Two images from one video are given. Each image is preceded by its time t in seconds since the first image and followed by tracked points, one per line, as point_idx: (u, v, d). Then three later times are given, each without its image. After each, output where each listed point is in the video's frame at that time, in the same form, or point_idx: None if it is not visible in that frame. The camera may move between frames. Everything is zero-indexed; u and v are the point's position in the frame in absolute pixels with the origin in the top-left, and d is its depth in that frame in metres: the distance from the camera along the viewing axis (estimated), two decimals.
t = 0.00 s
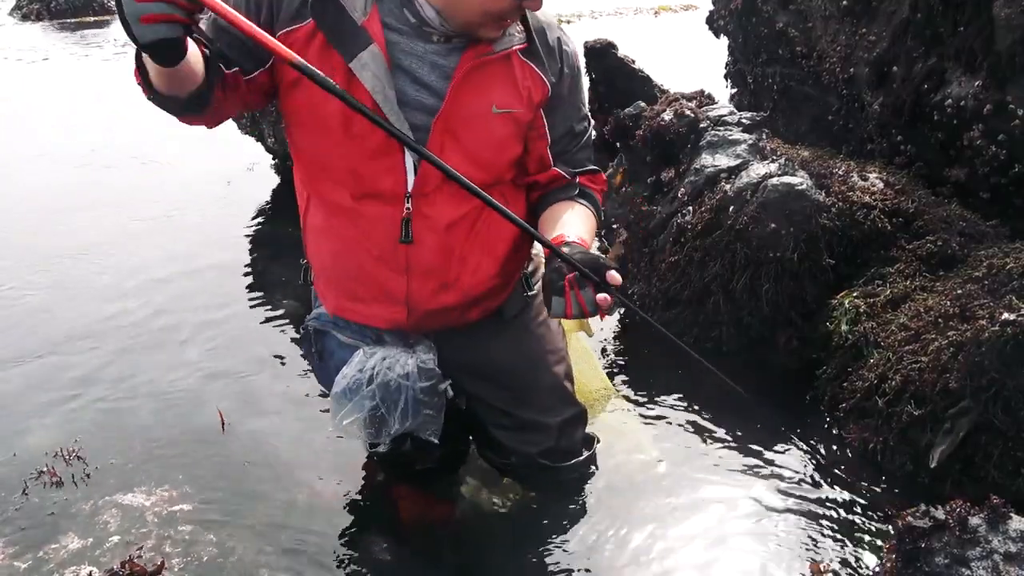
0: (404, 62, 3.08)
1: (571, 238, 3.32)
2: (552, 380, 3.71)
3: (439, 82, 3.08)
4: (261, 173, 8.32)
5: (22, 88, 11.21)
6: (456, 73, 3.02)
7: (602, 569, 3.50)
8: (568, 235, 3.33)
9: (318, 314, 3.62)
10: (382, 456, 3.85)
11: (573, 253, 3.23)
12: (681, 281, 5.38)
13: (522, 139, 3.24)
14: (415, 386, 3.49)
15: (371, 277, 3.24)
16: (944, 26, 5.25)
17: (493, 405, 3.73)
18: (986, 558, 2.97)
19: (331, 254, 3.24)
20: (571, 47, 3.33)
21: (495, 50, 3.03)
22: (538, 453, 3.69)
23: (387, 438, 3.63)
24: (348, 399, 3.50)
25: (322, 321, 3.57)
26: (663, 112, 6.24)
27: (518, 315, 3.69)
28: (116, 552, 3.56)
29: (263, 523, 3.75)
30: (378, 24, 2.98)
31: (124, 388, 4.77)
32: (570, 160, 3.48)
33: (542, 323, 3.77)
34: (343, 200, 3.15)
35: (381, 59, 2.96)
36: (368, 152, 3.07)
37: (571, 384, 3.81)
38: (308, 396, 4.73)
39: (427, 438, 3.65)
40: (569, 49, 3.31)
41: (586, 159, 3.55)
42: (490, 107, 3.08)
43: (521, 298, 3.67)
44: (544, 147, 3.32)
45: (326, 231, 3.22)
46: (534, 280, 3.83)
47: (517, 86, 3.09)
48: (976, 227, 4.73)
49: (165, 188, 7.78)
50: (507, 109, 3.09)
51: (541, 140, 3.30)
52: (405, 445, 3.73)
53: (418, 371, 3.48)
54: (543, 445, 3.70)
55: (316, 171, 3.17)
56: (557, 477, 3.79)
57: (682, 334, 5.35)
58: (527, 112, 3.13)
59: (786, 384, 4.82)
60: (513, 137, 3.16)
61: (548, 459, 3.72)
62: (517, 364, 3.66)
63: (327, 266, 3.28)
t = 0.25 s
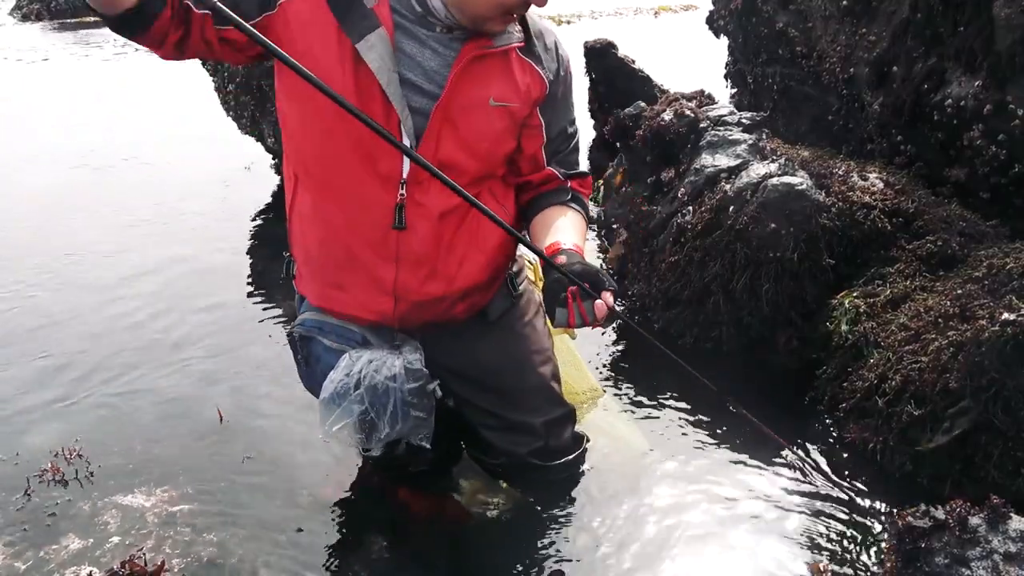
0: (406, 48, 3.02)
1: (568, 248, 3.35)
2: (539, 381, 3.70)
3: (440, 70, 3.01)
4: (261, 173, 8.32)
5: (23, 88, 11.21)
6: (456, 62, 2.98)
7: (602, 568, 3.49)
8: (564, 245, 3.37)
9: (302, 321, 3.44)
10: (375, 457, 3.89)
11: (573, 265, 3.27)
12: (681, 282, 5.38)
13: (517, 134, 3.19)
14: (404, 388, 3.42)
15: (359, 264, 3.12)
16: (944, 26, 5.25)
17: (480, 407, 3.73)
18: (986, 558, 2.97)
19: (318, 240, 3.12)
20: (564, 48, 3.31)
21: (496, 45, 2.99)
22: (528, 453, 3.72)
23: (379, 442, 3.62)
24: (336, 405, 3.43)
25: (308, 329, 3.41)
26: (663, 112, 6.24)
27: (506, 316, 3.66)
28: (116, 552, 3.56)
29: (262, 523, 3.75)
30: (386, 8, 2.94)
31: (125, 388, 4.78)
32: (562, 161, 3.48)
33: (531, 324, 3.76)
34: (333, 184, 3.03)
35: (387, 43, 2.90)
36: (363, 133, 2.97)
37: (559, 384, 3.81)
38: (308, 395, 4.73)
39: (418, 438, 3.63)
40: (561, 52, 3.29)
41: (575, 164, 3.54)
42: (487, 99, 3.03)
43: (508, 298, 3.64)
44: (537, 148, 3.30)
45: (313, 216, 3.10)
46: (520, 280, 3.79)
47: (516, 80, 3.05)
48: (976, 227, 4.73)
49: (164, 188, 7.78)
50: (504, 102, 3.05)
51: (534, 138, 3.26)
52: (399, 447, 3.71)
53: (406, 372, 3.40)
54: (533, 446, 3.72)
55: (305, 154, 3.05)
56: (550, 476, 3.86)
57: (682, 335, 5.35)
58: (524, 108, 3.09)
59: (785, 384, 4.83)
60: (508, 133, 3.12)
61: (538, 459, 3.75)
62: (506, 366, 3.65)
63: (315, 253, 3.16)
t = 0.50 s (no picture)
0: (406, 42, 2.95)
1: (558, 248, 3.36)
2: (534, 378, 3.73)
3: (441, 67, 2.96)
4: (260, 173, 8.32)
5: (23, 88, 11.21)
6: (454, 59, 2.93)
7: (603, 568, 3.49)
8: (555, 244, 3.37)
9: (295, 323, 3.33)
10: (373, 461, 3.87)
11: (563, 266, 3.29)
12: (681, 282, 5.38)
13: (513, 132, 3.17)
14: (399, 386, 3.35)
15: (356, 261, 3.06)
16: (944, 26, 5.25)
17: (477, 405, 3.77)
18: (986, 558, 2.96)
19: (314, 234, 3.05)
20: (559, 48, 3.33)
21: (494, 44, 2.96)
22: (522, 451, 3.75)
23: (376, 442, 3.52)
24: (331, 406, 3.34)
25: (301, 330, 3.31)
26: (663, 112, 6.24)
27: (499, 313, 3.65)
28: (116, 552, 3.56)
29: (262, 524, 3.75)
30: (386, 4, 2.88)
31: (125, 389, 4.77)
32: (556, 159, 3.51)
33: (524, 322, 3.76)
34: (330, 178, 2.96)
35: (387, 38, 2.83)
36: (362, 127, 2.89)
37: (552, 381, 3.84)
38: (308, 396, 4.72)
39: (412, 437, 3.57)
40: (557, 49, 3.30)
41: (567, 161, 3.56)
42: (485, 98, 3.00)
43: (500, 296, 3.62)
44: (532, 148, 3.30)
45: (309, 211, 3.03)
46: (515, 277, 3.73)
47: (514, 78, 3.03)
48: (976, 227, 4.73)
49: (164, 189, 7.77)
50: (502, 101, 3.03)
51: (529, 138, 3.26)
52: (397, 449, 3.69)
53: (401, 371, 3.34)
54: (528, 442, 3.76)
55: (302, 146, 2.97)
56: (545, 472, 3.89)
57: (682, 336, 5.35)
58: (520, 107, 3.08)
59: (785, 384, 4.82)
60: (505, 132, 3.10)
61: (533, 455, 3.78)
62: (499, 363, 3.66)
63: (310, 249, 3.09)
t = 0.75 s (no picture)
0: (406, 42, 2.91)
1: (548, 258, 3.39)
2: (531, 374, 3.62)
3: (442, 66, 2.92)
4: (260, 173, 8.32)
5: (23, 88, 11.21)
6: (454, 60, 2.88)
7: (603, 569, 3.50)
8: (545, 253, 3.40)
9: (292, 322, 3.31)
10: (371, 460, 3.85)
11: (548, 282, 3.32)
12: (681, 282, 5.38)
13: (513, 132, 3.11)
14: (396, 386, 3.34)
15: (353, 260, 3.02)
16: (944, 26, 5.24)
17: (474, 404, 3.58)
18: (986, 558, 2.96)
19: (311, 233, 3.02)
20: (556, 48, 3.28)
21: (494, 45, 2.90)
22: (518, 448, 3.63)
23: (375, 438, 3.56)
24: (329, 403, 3.35)
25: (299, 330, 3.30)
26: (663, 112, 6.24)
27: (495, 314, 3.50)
28: (116, 552, 3.56)
29: (262, 524, 3.75)
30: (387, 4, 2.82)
31: (125, 389, 4.78)
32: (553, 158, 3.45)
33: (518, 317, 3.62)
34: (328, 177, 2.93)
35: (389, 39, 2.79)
36: (361, 125, 2.85)
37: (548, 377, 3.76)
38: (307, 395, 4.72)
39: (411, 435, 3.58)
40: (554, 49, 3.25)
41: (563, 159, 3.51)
42: (484, 99, 2.94)
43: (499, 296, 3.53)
44: (531, 147, 3.24)
45: (308, 210, 3.00)
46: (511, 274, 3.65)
47: (514, 79, 2.98)
48: (976, 227, 4.74)
49: (164, 189, 7.77)
50: (502, 101, 2.97)
51: (527, 138, 3.20)
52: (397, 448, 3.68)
53: (398, 370, 3.32)
54: (524, 439, 3.65)
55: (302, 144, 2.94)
56: (545, 473, 3.81)
57: (682, 336, 5.34)
58: (519, 108, 3.01)
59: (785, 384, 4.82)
60: (503, 133, 3.04)
61: (527, 453, 3.68)
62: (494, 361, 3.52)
63: (309, 248, 3.06)
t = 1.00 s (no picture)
0: (410, 47, 2.89)
1: (562, 297, 3.43)
2: (528, 375, 3.61)
3: (445, 71, 2.91)
4: (261, 173, 8.32)
5: (23, 88, 11.21)
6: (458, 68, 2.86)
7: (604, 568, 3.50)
8: (558, 292, 3.43)
9: (294, 322, 3.32)
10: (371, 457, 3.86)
11: (566, 325, 3.41)
12: (681, 282, 5.38)
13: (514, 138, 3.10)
14: (395, 386, 3.34)
15: (353, 263, 3.03)
16: (944, 25, 5.24)
17: (474, 404, 3.57)
18: (986, 558, 2.96)
19: (312, 235, 3.01)
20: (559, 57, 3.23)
21: (497, 51, 2.89)
22: (515, 448, 3.65)
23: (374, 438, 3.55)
24: (329, 404, 3.36)
25: (300, 330, 3.30)
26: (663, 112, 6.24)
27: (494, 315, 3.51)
28: (116, 552, 3.56)
29: (262, 524, 3.76)
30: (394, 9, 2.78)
31: (125, 389, 4.78)
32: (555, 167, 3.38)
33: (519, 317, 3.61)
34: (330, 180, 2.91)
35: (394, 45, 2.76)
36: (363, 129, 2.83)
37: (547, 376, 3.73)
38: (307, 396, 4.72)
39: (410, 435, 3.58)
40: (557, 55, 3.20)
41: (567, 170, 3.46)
42: (488, 105, 2.93)
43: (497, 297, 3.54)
44: (530, 154, 3.21)
45: (309, 212, 2.99)
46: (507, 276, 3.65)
47: (517, 87, 2.96)
48: (976, 227, 4.75)
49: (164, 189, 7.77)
50: (504, 109, 2.95)
51: (527, 146, 3.17)
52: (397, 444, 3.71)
53: (398, 370, 3.32)
54: (520, 438, 3.66)
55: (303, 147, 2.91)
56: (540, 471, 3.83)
57: (682, 336, 5.34)
58: (521, 115, 3.00)
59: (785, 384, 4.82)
60: (505, 140, 3.03)
61: (523, 452, 3.69)
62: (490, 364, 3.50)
63: (309, 251, 3.06)
